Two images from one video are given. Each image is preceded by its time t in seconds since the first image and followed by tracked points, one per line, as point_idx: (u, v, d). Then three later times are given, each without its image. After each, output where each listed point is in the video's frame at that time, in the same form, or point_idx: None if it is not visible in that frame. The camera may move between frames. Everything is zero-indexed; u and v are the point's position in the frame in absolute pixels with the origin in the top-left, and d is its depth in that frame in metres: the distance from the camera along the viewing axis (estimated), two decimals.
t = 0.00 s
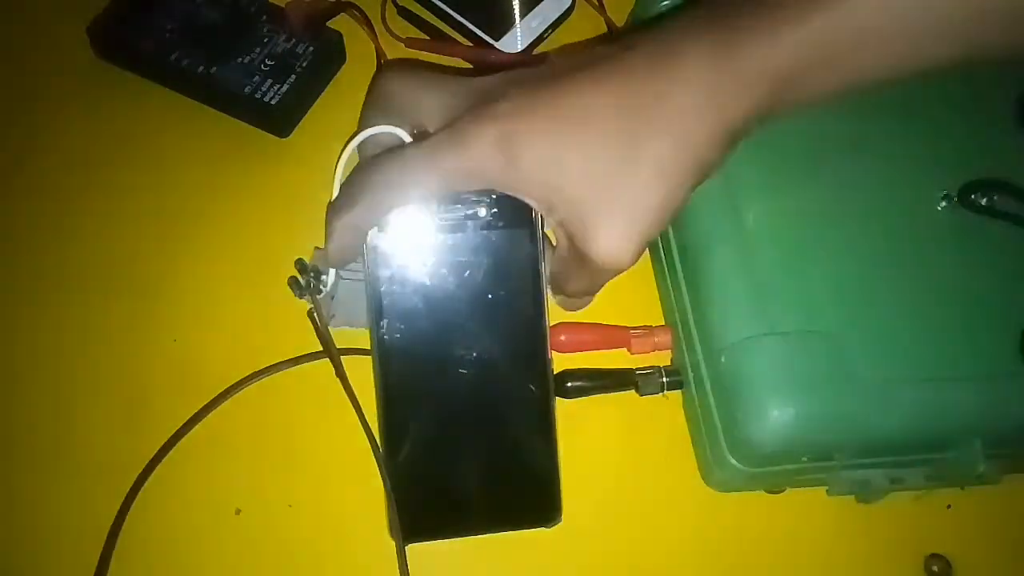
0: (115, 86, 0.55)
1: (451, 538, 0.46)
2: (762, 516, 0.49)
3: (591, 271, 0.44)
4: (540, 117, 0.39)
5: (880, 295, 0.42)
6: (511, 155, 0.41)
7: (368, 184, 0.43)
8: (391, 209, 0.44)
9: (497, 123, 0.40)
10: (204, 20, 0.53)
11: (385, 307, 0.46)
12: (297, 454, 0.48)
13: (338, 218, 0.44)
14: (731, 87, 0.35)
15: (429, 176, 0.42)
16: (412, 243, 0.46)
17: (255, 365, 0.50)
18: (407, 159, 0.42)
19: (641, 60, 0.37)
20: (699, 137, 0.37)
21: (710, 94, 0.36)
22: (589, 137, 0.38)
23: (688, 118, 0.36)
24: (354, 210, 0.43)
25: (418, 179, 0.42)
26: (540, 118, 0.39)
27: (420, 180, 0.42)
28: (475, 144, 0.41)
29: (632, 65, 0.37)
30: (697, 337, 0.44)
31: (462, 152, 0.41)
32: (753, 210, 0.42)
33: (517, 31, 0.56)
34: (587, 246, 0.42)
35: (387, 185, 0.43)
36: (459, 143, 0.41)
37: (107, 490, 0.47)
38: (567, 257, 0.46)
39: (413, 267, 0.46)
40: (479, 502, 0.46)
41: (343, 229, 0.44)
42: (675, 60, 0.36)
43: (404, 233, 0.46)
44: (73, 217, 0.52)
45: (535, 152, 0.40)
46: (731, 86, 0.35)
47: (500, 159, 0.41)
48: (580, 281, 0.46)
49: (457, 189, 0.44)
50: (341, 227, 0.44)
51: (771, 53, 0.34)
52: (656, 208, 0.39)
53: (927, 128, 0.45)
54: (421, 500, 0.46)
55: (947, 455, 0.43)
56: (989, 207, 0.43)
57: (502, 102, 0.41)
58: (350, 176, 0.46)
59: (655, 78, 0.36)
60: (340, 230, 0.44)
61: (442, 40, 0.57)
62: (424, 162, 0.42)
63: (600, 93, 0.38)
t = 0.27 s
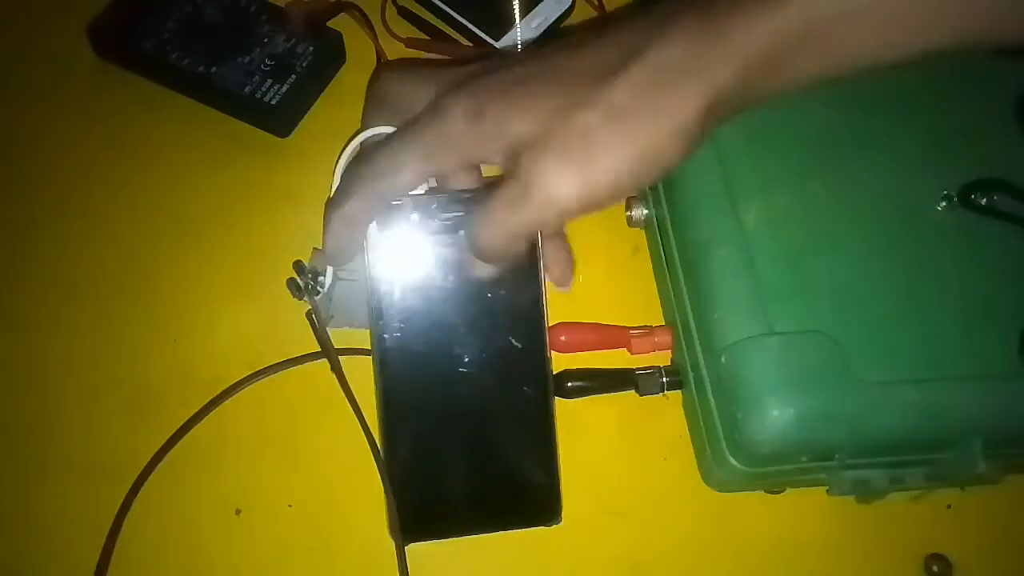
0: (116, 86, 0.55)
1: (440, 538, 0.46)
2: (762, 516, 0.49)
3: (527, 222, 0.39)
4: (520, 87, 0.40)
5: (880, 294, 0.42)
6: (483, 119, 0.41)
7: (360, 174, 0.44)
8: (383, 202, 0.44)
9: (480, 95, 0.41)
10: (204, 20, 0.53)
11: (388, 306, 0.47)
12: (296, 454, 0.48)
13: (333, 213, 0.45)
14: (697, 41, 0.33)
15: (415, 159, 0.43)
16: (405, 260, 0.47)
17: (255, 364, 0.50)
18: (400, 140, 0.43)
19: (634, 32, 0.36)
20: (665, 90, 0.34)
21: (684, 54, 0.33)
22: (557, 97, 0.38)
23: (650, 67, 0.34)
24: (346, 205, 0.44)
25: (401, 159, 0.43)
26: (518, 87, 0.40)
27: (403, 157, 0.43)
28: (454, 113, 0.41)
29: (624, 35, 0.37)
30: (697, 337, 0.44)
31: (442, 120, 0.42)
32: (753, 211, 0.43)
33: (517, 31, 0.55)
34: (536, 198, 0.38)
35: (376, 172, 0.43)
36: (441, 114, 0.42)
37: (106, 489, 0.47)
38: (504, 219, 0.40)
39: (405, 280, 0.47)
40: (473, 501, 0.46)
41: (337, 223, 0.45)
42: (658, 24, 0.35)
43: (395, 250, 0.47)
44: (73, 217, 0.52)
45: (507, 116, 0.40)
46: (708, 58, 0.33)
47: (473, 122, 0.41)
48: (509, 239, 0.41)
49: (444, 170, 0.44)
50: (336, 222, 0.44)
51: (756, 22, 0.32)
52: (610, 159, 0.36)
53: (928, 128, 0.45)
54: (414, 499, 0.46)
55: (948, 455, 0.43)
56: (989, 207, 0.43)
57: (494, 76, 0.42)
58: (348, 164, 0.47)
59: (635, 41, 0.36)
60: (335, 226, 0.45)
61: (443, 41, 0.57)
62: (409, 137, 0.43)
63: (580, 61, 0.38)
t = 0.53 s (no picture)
0: (116, 87, 0.55)
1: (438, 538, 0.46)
2: (762, 517, 0.49)
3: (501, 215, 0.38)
4: (500, 70, 0.38)
5: (881, 294, 0.42)
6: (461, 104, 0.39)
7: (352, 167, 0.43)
8: (377, 194, 0.43)
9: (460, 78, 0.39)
10: (204, 20, 0.53)
11: (387, 306, 0.47)
12: (296, 454, 0.48)
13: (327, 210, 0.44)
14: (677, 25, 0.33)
15: (400, 145, 0.41)
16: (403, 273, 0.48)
17: (255, 365, 0.50)
18: (389, 128, 0.42)
19: (608, 18, 0.36)
20: (646, 79, 0.33)
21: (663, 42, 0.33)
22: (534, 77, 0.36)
23: (628, 52, 0.34)
24: (338, 198, 0.43)
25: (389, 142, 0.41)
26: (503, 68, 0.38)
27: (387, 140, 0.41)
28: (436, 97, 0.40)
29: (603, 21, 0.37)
30: (697, 337, 0.44)
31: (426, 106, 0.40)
32: (752, 211, 0.43)
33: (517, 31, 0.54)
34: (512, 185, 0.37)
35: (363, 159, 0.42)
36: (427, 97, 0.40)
37: (106, 489, 0.47)
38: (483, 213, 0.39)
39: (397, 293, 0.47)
40: (472, 501, 0.46)
41: (331, 220, 0.44)
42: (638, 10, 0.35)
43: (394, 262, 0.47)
44: (73, 217, 0.52)
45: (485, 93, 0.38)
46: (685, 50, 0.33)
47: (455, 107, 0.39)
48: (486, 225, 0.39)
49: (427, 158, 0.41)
50: (330, 218, 0.44)
51: (734, 13, 0.31)
52: (583, 143, 0.35)
53: (928, 129, 0.45)
54: (414, 499, 0.46)
55: (948, 455, 0.43)
56: (989, 207, 0.43)
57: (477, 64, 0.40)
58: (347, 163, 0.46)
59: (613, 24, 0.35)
60: (332, 222, 0.44)
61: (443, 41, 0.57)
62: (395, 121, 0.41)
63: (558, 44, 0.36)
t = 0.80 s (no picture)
0: (116, 87, 0.55)
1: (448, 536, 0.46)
2: (762, 516, 0.49)
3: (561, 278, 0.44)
4: (524, 120, 0.37)
5: (881, 294, 0.42)
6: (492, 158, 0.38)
7: (353, 180, 0.43)
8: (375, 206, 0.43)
9: (479, 123, 0.38)
10: (204, 20, 0.53)
11: (384, 307, 0.46)
12: (296, 454, 0.48)
13: (325, 217, 0.44)
14: (710, 92, 0.34)
15: (413, 176, 0.41)
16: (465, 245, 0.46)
17: (255, 365, 0.50)
18: (399, 151, 0.41)
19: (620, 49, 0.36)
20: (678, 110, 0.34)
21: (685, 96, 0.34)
22: (568, 136, 0.37)
23: (665, 123, 0.35)
24: (339, 209, 0.43)
25: (412, 183, 0.41)
26: (525, 117, 0.37)
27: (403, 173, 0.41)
28: (460, 144, 0.39)
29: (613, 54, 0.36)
30: (697, 336, 0.44)
31: (449, 152, 0.39)
32: (753, 210, 0.43)
33: (517, 31, 0.56)
34: (569, 249, 0.40)
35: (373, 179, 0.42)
36: (446, 140, 0.39)
37: (106, 489, 0.47)
38: (550, 267, 0.44)
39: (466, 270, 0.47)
40: (474, 500, 0.46)
41: (329, 228, 0.44)
42: (655, 53, 0.34)
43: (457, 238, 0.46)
44: (73, 217, 0.52)
45: (520, 151, 0.38)
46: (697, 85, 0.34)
47: (482, 157, 0.39)
48: (567, 290, 0.44)
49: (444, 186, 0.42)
50: (327, 226, 0.44)
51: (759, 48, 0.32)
52: (624, 182, 0.37)
53: (928, 129, 0.45)
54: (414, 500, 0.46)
55: (948, 455, 0.43)
56: (989, 207, 0.43)
57: (491, 100, 0.39)
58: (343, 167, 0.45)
59: (641, 79, 0.35)
60: (328, 230, 0.44)
61: (443, 41, 0.57)
62: (407, 156, 0.40)
63: (580, 93, 0.36)
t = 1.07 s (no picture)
0: (116, 87, 0.55)
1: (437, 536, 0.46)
2: (762, 516, 0.49)
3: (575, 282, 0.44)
4: (536, 140, 0.38)
5: (881, 295, 0.42)
6: (506, 175, 0.40)
7: (355, 186, 0.43)
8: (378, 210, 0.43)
9: (491, 141, 0.39)
10: (204, 20, 0.53)
11: (386, 307, 0.46)
12: (296, 454, 0.48)
13: (326, 220, 0.44)
14: (718, 116, 0.35)
15: (422, 186, 0.41)
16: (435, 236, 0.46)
17: (255, 365, 0.50)
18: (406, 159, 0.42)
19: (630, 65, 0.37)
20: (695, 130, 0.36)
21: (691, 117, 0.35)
22: (580, 155, 0.38)
23: (674, 145, 0.36)
24: (342, 211, 0.43)
25: (424, 196, 0.42)
26: (536, 136, 0.38)
27: (411, 186, 0.41)
28: (472, 162, 0.40)
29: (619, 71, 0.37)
30: (697, 336, 0.44)
31: (462, 165, 0.40)
32: (753, 210, 0.43)
33: (517, 31, 0.56)
34: (580, 256, 0.42)
35: (378, 192, 0.42)
36: (458, 157, 0.40)
37: (106, 489, 0.47)
38: (560, 272, 0.45)
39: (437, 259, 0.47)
40: (474, 500, 0.46)
41: (331, 230, 0.44)
42: (663, 76, 0.35)
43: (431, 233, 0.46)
44: (73, 218, 0.52)
45: (533, 169, 0.39)
46: (701, 103, 0.35)
47: (495, 175, 0.40)
48: (576, 294, 0.45)
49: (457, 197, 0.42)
50: (329, 229, 0.44)
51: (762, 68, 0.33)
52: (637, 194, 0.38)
53: (928, 129, 0.45)
54: (414, 500, 0.46)
55: (948, 455, 0.43)
56: (989, 207, 0.43)
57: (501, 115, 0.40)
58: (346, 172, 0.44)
59: (652, 102, 0.36)
60: (330, 232, 0.44)
61: (443, 41, 0.57)
62: (417, 171, 0.41)
63: (591, 113, 0.37)
